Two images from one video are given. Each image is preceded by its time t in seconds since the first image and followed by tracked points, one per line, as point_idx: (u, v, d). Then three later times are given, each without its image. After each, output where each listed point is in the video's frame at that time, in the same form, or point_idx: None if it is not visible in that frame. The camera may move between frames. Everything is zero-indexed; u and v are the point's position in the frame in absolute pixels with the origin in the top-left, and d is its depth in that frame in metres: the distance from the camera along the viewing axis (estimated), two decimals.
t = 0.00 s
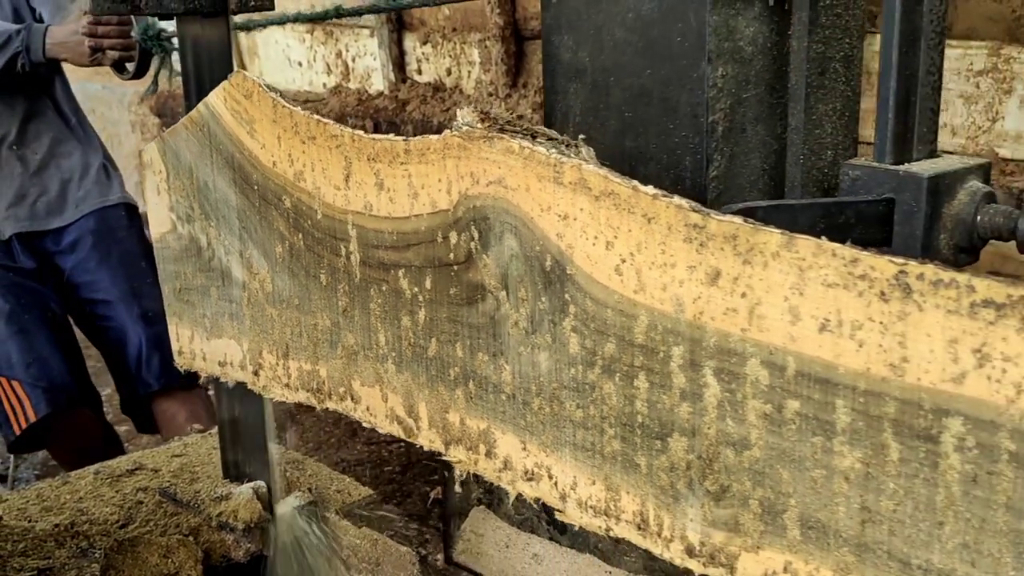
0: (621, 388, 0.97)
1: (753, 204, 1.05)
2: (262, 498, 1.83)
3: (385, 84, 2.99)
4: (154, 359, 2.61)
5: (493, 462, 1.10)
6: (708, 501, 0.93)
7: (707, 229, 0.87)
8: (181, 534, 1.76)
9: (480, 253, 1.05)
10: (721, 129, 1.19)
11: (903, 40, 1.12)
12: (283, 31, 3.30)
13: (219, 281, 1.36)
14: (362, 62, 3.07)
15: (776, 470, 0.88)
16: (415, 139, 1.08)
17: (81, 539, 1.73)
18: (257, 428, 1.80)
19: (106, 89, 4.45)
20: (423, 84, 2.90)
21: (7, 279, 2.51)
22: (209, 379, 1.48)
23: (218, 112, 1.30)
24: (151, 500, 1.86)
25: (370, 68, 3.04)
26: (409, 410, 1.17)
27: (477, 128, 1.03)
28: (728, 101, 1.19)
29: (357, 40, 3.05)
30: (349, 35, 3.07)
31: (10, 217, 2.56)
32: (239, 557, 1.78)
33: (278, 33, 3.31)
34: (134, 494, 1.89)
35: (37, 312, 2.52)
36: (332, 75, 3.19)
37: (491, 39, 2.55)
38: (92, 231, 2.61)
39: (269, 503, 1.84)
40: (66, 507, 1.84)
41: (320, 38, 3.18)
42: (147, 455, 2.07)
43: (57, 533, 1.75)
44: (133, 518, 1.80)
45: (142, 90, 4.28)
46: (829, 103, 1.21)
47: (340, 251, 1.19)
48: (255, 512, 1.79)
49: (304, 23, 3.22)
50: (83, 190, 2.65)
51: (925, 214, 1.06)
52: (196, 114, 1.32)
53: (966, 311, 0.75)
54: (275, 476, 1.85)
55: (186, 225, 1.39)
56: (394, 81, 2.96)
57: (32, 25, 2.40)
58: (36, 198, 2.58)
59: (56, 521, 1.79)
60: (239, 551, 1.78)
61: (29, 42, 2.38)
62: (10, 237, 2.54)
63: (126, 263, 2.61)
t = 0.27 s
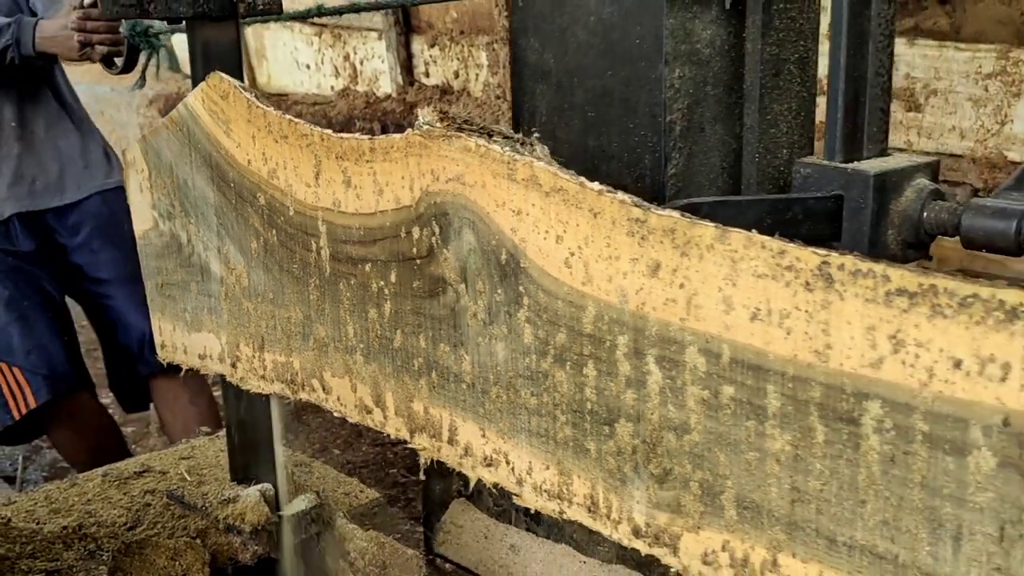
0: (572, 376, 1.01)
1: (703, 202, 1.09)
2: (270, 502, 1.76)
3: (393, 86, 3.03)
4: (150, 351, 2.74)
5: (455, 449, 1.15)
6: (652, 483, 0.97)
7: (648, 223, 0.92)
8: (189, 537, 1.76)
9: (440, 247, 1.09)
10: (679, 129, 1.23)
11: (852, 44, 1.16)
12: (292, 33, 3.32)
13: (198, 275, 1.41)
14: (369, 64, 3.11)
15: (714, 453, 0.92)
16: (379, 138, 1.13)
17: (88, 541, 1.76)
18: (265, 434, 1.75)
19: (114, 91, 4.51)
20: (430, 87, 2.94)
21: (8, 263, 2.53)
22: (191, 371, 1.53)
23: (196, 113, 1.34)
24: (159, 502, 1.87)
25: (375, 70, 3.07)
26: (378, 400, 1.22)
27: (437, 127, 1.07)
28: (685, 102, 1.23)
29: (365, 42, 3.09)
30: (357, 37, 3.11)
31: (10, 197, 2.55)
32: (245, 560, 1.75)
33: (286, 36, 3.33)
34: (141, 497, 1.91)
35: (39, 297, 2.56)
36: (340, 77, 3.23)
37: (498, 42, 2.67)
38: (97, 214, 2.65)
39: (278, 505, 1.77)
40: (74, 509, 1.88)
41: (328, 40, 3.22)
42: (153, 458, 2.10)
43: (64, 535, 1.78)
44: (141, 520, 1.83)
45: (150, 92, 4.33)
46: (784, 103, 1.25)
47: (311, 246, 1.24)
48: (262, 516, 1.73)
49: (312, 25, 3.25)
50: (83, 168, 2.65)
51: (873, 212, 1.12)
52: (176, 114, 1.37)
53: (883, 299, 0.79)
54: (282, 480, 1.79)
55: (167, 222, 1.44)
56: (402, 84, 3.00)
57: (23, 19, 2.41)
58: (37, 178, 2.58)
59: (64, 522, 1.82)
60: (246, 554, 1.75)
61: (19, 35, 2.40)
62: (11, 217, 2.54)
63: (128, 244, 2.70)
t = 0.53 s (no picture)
0: (522, 363, 1.06)
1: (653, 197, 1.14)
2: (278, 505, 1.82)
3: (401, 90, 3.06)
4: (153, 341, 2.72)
5: (417, 434, 1.20)
6: (597, 465, 1.02)
7: (589, 217, 0.97)
8: (198, 539, 1.81)
9: (401, 241, 1.14)
10: (636, 129, 1.28)
11: (800, 47, 1.21)
12: (300, 35, 3.40)
13: (178, 270, 1.46)
14: (378, 68, 3.17)
15: (651, 436, 0.97)
16: (343, 137, 1.18)
17: (99, 544, 1.81)
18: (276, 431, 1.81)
19: (125, 94, 4.57)
20: (439, 90, 2.97)
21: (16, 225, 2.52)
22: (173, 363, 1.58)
23: (175, 113, 1.40)
24: (168, 505, 1.91)
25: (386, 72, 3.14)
26: (346, 389, 1.27)
27: (396, 126, 1.12)
28: (642, 103, 1.28)
29: (374, 46, 3.15)
30: (366, 40, 3.17)
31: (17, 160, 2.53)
32: (255, 563, 1.79)
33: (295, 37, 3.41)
34: (151, 498, 1.94)
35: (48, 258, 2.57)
36: (349, 80, 3.28)
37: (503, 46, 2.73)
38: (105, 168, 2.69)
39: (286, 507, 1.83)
40: (84, 510, 1.92)
41: (337, 44, 3.28)
42: (164, 461, 2.10)
43: (75, 537, 1.83)
44: (150, 523, 1.86)
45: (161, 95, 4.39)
46: (738, 104, 1.30)
47: (283, 241, 1.29)
48: (271, 519, 1.79)
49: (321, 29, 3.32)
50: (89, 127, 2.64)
51: (818, 208, 1.17)
52: (156, 115, 1.43)
53: (800, 287, 0.84)
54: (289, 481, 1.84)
55: (149, 217, 1.49)
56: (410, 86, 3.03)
57: None
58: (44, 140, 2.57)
59: (75, 525, 1.87)
60: (255, 557, 1.80)
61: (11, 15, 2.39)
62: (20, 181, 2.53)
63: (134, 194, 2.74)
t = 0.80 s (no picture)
0: (482, 351, 1.11)
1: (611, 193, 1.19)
2: (288, 507, 1.86)
3: (410, 93, 3.08)
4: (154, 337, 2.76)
5: (385, 421, 1.24)
6: (552, 448, 1.06)
7: (541, 211, 1.01)
8: (208, 541, 1.83)
9: (369, 235, 1.19)
10: (601, 128, 1.33)
11: (755, 49, 1.26)
12: (309, 38, 3.42)
13: (162, 265, 1.52)
14: (387, 70, 3.18)
15: (601, 419, 1.01)
16: (315, 135, 1.23)
17: (111, 545, 1.82)
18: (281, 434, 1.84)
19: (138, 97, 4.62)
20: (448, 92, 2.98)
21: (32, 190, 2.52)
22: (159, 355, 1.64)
23: (158, 113, 1.45)
24: (178, 508, 1.94)
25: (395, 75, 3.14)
26: (320, 378, 1.32)
27: (363, 124, 1.17)
28: (606, 103, 1.33)
29: (382, 48, 3.17)
30: (375, 43, 3.19)
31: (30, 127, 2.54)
32: (265, 565, 1.85)
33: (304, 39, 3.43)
34: (161, 502, 1.98)
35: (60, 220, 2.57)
36: (358, 83, 3.30)
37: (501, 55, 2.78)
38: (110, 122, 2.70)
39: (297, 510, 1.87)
40: (94, 513, 1.94)
41: (346, 46, 3.29)
42: (173, 463, 2.17)
43: (85, 539, 1.84)
44: (161, 526, 1.89)
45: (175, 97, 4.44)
46: (701, 104, 1.35)
47: (259, 236, 1.34)
48: (280, 520, 1.84)
49: (330, 31, 3.34)
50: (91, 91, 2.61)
51: (772, 204, 1.21)
52: (140, 115, 1.48)
53: (733, 276, 0.88)
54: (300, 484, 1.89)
55: (135, 214, 1.54)
56: (419, 89, 3.05)
57: None
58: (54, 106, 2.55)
59: (85, 526, 1.89)
60: (266, 559, 1.86)
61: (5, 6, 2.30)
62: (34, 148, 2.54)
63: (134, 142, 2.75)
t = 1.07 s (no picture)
0: (449, 339, 1.14)
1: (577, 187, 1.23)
2: (295, 506, 1.88)
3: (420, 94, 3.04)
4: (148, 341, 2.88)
5: (359, 408, 1.28)
6: (515, 433, 1.10)
7: (502, 203, 1.05)
8: (214, 541, 1.82)
9: (342, 228, 1.23)
10: (571, 124, 1.37)
11: (718, 48, 1.29)
12: (316, 38, 3.41)
13: (148, 258, 1.56)
14: (394, 71, 3.16)
15: (560, 404, 1.05)
16: (291, 131, 1.27)
17: (118, 545, 1.82)
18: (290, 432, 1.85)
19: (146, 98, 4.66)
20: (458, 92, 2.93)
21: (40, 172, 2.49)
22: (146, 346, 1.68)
23: (143, 110, 1.49)
24: (185, 508, 1.94)
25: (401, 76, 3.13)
26: (299, 368, 1.36)
27: (336, 120, 1.21)
28: (577, 100, 1.37)
29: (390, 49, 3.16)
30: (382, 45, 3.18)
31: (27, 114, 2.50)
32: (272, 565, 1.81)
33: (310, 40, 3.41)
34: (168, 502, 1.98)
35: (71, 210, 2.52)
36: (365, 84, 3.27)
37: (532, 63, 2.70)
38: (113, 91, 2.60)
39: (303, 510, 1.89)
40: (102, 513, 1.94)
41: (353, 47, 3.29)
42: (181, 463, 2.17)
43: (93, 539, 1.84)
44: (168, 525, 1.89)
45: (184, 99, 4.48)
46: (668, 102, 1.39)
47: (239, 230, 1.38)
48: (287, 520, 1.83)
49: (337, 32, 3.33)
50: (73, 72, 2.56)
51: (734, 197, 1.24)
52: (127, 112, 1.52)
53: (679, 264, 0.92)
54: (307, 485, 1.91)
55: (122, 209, 1.59)
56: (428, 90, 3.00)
57: None
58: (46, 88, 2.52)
59: (92, 527, 1.88)
60: (272, 559, 1.82)
61: None
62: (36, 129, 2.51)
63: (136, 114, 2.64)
